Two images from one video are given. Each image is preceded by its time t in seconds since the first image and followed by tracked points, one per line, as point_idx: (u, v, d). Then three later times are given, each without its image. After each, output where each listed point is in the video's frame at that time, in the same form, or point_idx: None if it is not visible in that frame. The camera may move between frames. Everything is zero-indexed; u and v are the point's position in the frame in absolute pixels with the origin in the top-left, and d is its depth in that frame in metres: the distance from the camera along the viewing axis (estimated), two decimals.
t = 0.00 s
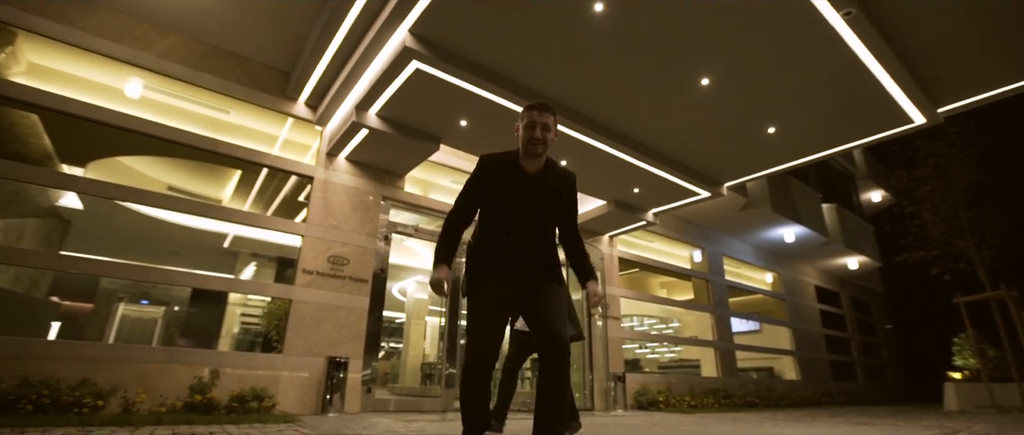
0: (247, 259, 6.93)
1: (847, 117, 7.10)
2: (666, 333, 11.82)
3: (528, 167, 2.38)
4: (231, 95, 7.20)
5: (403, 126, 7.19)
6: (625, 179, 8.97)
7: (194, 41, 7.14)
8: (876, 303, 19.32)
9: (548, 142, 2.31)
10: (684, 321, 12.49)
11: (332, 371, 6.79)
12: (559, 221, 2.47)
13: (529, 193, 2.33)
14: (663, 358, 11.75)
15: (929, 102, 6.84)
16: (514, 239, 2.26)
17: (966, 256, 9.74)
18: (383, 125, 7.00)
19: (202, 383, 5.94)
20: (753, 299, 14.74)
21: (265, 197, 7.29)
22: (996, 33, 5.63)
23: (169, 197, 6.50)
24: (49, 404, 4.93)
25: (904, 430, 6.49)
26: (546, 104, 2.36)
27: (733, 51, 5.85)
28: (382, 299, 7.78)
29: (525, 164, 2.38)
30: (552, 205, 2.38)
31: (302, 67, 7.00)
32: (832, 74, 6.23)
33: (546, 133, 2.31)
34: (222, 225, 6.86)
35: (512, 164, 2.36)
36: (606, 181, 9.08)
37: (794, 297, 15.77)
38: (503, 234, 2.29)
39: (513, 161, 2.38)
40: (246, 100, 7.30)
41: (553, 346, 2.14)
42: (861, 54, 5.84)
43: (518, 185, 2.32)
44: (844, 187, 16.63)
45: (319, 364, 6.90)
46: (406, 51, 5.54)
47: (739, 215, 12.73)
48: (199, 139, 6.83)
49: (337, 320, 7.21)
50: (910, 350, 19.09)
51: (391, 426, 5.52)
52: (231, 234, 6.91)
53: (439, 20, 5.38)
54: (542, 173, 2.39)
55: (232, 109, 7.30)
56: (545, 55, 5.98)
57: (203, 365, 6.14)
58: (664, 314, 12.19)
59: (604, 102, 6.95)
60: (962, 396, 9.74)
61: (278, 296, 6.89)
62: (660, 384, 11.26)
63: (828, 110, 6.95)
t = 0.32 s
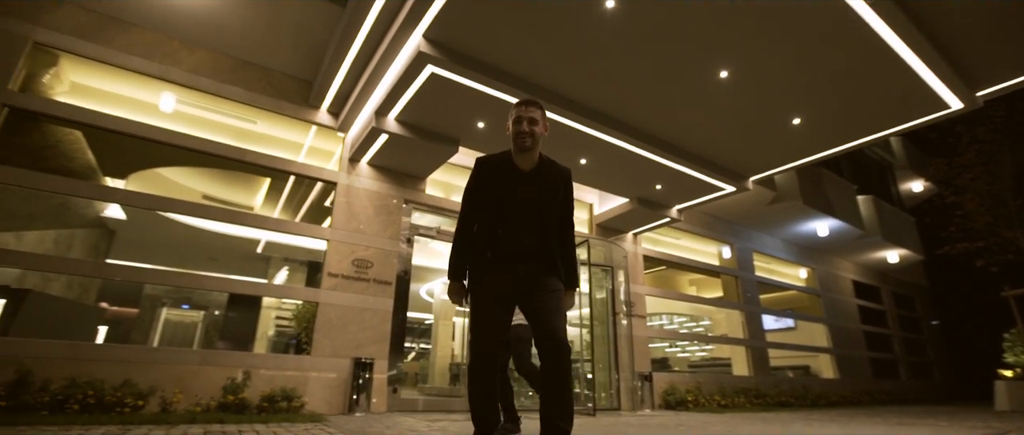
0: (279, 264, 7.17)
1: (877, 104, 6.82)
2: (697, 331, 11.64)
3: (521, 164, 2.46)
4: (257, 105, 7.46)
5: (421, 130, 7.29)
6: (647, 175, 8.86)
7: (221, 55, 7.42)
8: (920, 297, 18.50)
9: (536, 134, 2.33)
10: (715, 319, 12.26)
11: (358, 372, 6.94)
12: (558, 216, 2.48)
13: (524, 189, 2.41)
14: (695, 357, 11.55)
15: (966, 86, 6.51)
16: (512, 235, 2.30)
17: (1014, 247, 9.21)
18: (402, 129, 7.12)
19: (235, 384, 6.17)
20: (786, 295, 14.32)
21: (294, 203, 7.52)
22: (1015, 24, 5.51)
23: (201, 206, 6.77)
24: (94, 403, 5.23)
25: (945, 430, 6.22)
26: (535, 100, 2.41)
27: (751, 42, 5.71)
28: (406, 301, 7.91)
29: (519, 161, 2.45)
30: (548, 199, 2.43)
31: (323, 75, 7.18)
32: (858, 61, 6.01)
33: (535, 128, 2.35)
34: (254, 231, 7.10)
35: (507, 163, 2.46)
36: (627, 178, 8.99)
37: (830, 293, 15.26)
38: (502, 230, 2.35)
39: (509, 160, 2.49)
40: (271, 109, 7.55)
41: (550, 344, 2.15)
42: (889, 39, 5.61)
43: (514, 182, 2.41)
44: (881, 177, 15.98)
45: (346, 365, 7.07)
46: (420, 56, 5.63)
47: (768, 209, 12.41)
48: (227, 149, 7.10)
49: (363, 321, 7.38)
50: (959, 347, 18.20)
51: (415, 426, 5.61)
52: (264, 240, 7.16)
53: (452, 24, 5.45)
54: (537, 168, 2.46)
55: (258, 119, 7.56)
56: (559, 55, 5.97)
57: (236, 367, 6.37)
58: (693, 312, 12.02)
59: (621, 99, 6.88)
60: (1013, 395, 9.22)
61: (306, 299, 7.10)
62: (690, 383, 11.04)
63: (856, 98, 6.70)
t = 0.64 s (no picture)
0: (310, 268, 7.40)
1: (909, 91, 6.56)
2: (728, 329, 11.47)
3: (517, 169, 2.55)
4: (282, 115, 7.70)
5: (441, 133, 7.40)
6: (669, 172, 8.75)
7: (247, 68, 7.69)
8: (966, 292, 17.66)
9: (528, 138, 2.45)
10: (747, 317, 12.02)
11: (383, 372, 7.09)
12: (555, 213, 2.50)
13: (519, 189, 2.48)
14: (726, 356, 11.34)
15: (1005, 68, 6.19)
16: (510, 236, 2.35)
17: None
18: (421, 133, 7.24)
19: (266, 384, 6.39)
20: (820, 291, 13.87)
21: (321, 209, 7.75)
22: None
23: (232, 214, 7.04)
24: (135, 403, 5.51)
25: (990, 431, 5.93)
26: (525, 108, 2.54)
27: (769, 31, 5.57)
28: (430, 302, 8.03)
29: (513, 166, 2.54)
30: (542, 197, 2.47)
31: (344, 83, 7.37)
32: (886, 47, 5.78)
33: (527, 132, 2.46)
34: (285, 237, 7.35)
35: (503, 169, 2.56)
36: (648, 175, 8.90)
37: (867, 288, 14.71)
38: (502, 230, 2.40)
39: (503, 166, 2.57)
40: (296, 118, 7.78)
41: (551, 345, 2.17)
42: (918, 22, 5.39)
43: (508, 185, 2.49)
44: (921, 166, 15.32)
45: (371, 365, 7.24)
46: (435, 61, 5.72)
47: (798, 203, 12.06)
48: (255, 159, 7.36)
49: (387, 323, 7.54)
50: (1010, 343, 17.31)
51: (438, 425, 5.69)
52: (295, 245, 7.40)
53: (465, 27, 5.51)
54: (531, 171, 2.55)
55: (284, 128, 7.80)
56: (573, 54, 5.97)
57: (267, 368, 6.59)
58: (724, 309, 11.84)
59: (639, 96, 6.82)
60: None
61: (333, 302, 7.29)
62: (720, 382, 10.82)
63: (885, 86, 6.45)
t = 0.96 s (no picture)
0: (336, 271, 7.58)
1: (938, 79, 6.32)
2: (755, 328, 11.23)
3: (517, 170, 2.65)
4: (303, 123, 7.90)
5: (457, 137, 7.47)
6: (688, 169, 8.63)
7: (269, 78, 7.92)
8: (1011, 286, 16.87)
9: (523, 137, 2.52)
10: (776, 314, 11.75)
11: (405, 373, 7.21)
12: (557, 209, 2.51)
13: (522, 187, 2.55)
14: (754, 354, 11.11)
15: None
16: (514, 235, 2.39)
17: None
18: (438, 137, 7.33)
19: (292, 385, 6.57)
20: (852, 287, 13.46)
21: (345, 214, 7.93)
22: None
23: (258, 220, 7.26)
24: (169, 404, 5.75)
25: None
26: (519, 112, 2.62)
27: (786, 23, 5.44)
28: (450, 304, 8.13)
29: (514, 167, 2.64)
30: (543, 194, 2.50)
31: (362, 90, 7.51)
32: (911, 34, 5.58)
33: (522, 133, 2.54)
34: (311, 242, 7.54)
35: (504, 171, 2.65)
36: (668, 172, 8.79)
37: (902, 284, 14.21)
38: (508, 228, 2.45)
39: (504, 169, 2.67)
40: (317, 126, 7.97)
41: (556, 345, 2.20)
42: (945, 7, 5.19)
43: (511, 184, 2.56)
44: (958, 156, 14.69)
45: (394, 367, 7.36)
46: (448, 66, 5.79)
47: (826, 197, 11.73)
48: (279, 166, 7.58)
49: (409, 325, 7.66)
50: None
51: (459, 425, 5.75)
52: (320, 249, 7.59)
53: (477, 31, 5.56)
54: (531, 171, 2.63)
55: (306, 135, 8.01)
56: (586, 54, 5.96)
57: (293, 369, 6.78)
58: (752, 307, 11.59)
59: (654, 94, 6.76)
60: None
61: (356, 305, 7.45)
62: (747, 382, 10.62)
63: (912, 74, 6.23)
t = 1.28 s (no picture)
0: (360, 274, 7.74)
1: (968, 66, 6.08)
2: (783, 326, 10.98)
3: (518, 173, 2.68)
4: (324, 130, 8.08)
5: (473, 139, 7.53)
6: (708, 165, 8.50)
7: (291, 87, 8.13)
8: None
9: (520, 140, 2.62)
10: (805, 312, 11.45)
11: (426, 374, 7.31)
12: (561, 207, 2.52)
13: (525, 188, 2.57)
14: (782, 353, 10.86)
15: None
16: (519, 235, 2.42)
17: None
18: (454, 140, 7.41)
19: (317, 386, 6.74)
20: (885, 283, 13.05)
21: (367, 218, 8.09)
22: None
23: (282, 226, 7.46)
24: (200, 403, 5.96)
25: None
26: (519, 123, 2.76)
27: (803, 15, 5.34)
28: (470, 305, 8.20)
29: (515, 171, 2.68)
30: (546, 193, 2.53)
31: (380, 96, 7.65)
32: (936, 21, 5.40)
33: (519, 137, 2.64)
34: (335, 246, 7.71)
35: (508, 177, 2.69)
36: (687, 169, 8.68)
37: (938, 279, 13.69)
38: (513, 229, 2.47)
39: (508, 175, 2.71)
40: (337, 132, 8.15)
41: (567, 345, 2.22)
42: None
43: (515, 185, 2.60)
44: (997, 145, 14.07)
45: (415, 367, 7.47)
46: (462, 69, 5.85)
47: (854, 190, 11.40)
48: (301, 173, 7.77)
49: (430, 326, 7.76)
50: None
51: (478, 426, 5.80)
52: (344, 252, 7.76)
53: (489, 34, 5.61)
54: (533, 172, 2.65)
55: (327, 141, 8.19)
56: (598, 53, 5.94)
57: (318, 370, 6.94)
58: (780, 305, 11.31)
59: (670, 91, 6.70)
60: None
61: (378, 307, 7.59)
62: (773, 381, 10.41)
63: (939, 62, 6.03)
